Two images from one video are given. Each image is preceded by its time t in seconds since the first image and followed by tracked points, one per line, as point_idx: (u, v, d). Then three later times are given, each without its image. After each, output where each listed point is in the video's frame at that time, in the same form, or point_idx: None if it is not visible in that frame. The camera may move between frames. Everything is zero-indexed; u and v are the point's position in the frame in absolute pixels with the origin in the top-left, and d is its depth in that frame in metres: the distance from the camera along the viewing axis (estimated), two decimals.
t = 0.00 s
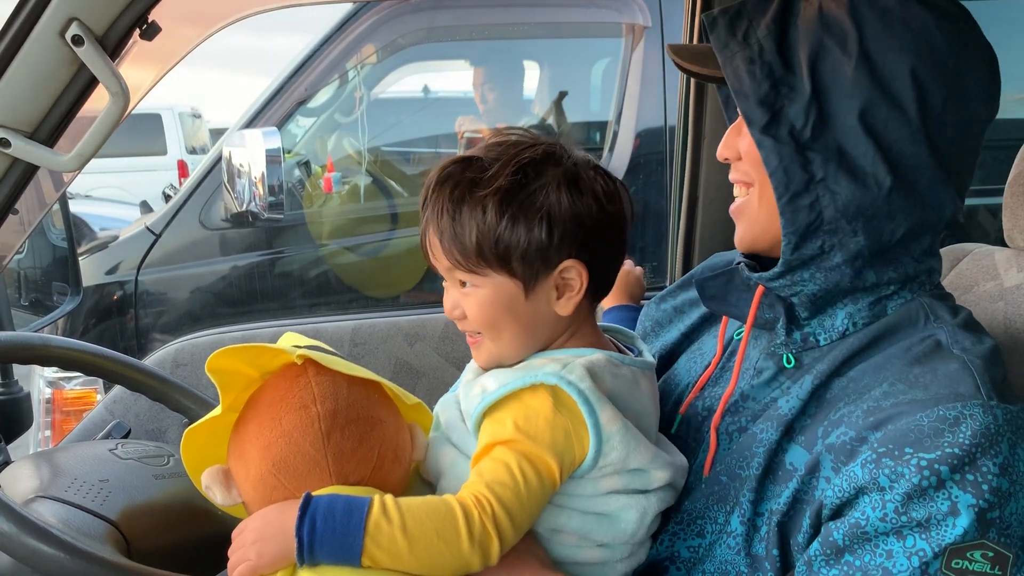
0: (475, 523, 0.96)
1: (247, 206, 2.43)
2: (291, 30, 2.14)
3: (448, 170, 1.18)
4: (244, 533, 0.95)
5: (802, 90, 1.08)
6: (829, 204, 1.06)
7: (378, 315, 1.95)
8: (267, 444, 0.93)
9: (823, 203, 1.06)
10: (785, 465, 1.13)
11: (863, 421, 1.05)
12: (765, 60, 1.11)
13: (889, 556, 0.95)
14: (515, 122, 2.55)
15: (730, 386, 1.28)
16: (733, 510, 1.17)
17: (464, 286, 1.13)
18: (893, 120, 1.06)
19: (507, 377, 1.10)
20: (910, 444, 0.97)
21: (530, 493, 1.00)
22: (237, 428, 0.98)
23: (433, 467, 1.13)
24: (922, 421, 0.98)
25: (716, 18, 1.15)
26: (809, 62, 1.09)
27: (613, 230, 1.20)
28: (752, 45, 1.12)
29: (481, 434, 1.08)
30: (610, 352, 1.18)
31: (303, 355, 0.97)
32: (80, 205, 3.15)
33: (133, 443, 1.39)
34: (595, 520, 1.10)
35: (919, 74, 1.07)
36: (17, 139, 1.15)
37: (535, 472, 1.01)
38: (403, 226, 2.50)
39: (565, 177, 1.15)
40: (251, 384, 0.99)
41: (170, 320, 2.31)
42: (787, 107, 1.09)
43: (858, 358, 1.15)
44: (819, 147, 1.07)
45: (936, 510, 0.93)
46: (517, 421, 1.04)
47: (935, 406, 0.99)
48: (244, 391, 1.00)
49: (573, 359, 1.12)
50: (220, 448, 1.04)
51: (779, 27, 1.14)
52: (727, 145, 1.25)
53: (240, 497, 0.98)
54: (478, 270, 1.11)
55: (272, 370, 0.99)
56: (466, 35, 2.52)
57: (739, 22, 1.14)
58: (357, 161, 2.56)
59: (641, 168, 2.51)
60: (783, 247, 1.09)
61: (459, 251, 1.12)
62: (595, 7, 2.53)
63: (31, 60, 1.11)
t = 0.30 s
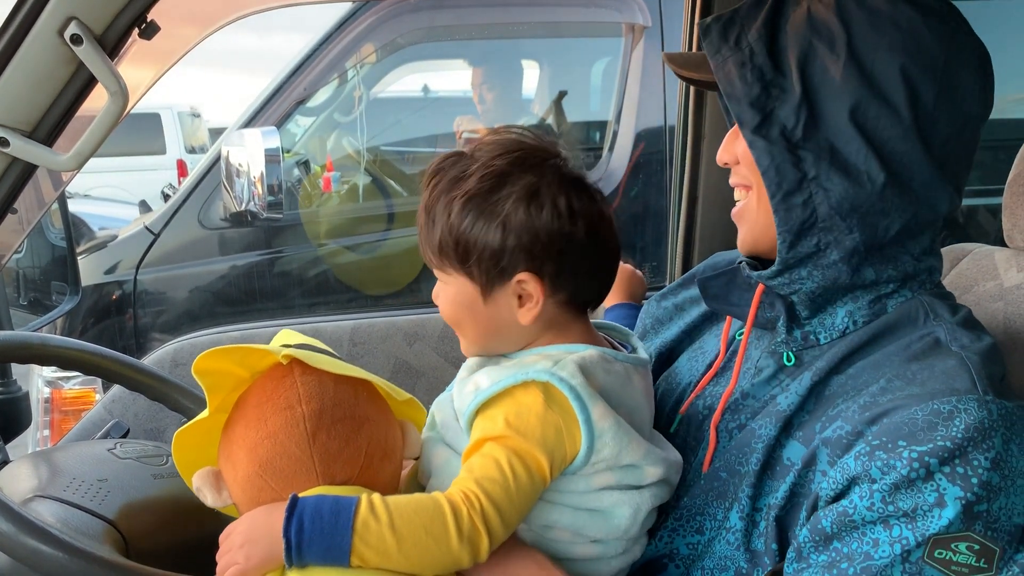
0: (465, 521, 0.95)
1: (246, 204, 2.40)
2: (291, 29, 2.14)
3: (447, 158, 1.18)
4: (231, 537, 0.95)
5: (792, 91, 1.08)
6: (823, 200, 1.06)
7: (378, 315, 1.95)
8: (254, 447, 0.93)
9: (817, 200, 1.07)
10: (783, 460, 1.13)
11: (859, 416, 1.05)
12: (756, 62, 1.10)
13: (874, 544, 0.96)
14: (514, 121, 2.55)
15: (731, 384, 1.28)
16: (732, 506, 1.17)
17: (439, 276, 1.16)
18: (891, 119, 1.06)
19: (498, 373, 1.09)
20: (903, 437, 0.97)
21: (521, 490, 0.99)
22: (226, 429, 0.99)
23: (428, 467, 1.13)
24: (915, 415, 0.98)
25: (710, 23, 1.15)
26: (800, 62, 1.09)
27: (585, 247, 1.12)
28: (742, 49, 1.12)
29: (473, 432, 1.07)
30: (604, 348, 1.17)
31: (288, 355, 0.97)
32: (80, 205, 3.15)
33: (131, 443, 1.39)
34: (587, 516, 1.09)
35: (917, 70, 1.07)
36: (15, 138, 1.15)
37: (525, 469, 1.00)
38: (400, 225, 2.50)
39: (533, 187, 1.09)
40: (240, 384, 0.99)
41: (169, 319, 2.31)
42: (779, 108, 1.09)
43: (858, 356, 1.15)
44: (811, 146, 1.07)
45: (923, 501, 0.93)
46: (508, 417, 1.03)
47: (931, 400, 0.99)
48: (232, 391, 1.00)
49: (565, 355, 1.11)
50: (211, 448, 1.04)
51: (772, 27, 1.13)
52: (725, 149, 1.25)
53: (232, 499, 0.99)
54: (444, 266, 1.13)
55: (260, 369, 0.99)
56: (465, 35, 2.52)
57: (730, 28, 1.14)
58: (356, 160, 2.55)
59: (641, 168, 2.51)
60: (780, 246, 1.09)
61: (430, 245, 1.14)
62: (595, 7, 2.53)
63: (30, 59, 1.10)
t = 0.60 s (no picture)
0: (454, 547, 0.94)
1: (244, 205, 2.36)
2: (288, 29, 2.14)
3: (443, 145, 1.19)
4: (220, 541, 0.95)
5: (786, 93, 1.08)
6: (820, 201, 1.07)
7: (376, 314, 1.95)
8: (246, 449, 0.94)
9: (814, 201, 1.07)
10: (780, 459, 1.13)
11: (857, 415, 1.05)
12: (752, 65, 1.10)
13: (874, 545, 0.96)
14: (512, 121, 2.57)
15: (729, 384, 1.28)
16: (730, 504, 1.17)
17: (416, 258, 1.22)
18: (888, 119, 1.06)
19: (481, 387, 1.06)
20: (902, 437, 0.97)
21: (510, 511, 0.98)
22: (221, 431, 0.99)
23: (417, 477, 1.13)
24: (914, 415, 0.98)
25: (706, 25, 1.15)
26: (797, 63, 1.09)
27: (517, 267, 1.07)
28: (738, 51, 1.12)
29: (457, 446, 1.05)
30: (589, 351, 1.14)
31: (282, 357, 0.97)
32: (78, 205, 3.15)
33: (129, 443, 1.39)
34: (579, 528, 1.09)
35: (914, 71, 1.07)
36: (12, 138, 1.15)
37: (513, 490, 0.99)
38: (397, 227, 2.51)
39: (468, 196, 1.07)
40: (237, 383, 0.98)
41: (167, 319, 2.31)
42: (775, 110, 1.09)
43: (856, 355, 1.15)
44: (808, 147, 1.07)
45: (922, 501, 0.93)
46: (494, 435, 1.01)
47: (930, 399, 0.99)
48: (227, 392, 0.99)
49: (550, 365, 1.08)
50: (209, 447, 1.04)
51: (769, 28, 1.13)
52: (723, 150, 1.26)
53: (225, 500, 0.99)
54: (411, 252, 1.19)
55: (257, 369, 0.98)
56: (463, 34, 2.53)
57: (726, 30, 1.15)
58: (355, 159, 2.55)
59: (639, 168, 2.51)
60: (777, 246, 1.09)
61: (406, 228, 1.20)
62: (593, 6, 2.53)
63: (27, 59, 1.10)
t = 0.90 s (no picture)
0: (448, 552, 0.94)
1: (242, 205, 2.34)
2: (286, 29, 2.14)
3: (431, 148, 1.19)
4: (213, 542, 0.96)
5: (784, 93, 1.09)
6: (816, 201, 1.07)
7: (373, 315, 1.95)
8: (235, 452, 0.93)
9: (811, 201, 1.07)
10: (776, 458, 1.14)
11: (854, 415, 1.05)
12: (749, 64, 1.11)
13: (864, 538, 0.97)
14: (510, 121, 2.57)
15: (726, 384, 1.28)
16: (727, 504, 1.17)
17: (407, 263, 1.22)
18: (885, 119, 1.06)
19: (475, 393, 1.05)
20: (897, 434, 0.97)
21: (507, 516, 0.98)
22: (207, 431, 0.98)
23: (411, 479, 1.14)
24: (910, 413, 0.98)
25: (704, 24, 1.16)
26: (795, 63, 1.09)
27: (509, 278, 1.08)
28: (736, 52, 1.12)
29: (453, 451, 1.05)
30: (584, 353, 1.14)
31: (267, 357, 0.95)
32: (76, 205, 3.15)
33: (125, 443, 1.39)
34: (576, 532, 1.09)
35: (911, 71, 1.07)
36: (10, 138, 1.15)
37: (511, 495, 0.99)
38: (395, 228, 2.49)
39: (457, 206, 1.07)
40: (221, 383, 0.97)
41: (165, 319, 2.30)
42: (772, 109, 1.09)
43: (852, 355, 1.15)
44: (805, 147, 1.07)
45: (914, 498, 0.94)
46: (490, 441, 1.01)
47: (925, 397, 0.99)
48: (213, 392, 0.97)
49: (545, 370, 1.08)
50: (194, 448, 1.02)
51: (767, 27, 1.13)
52: (720, 150, 1.26)
53: (214, 501, 0.99)
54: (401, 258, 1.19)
55: (240, 368, 0.97)
56: (461, 35, 2.53)
57: (723, 31, 1.15)
58: (353, 159, 2.54)
59: (636, 168, 2.49)
60: (774, 246, 1.09)
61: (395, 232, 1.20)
62: (591, 7, 2.53)
63: (24, 59, 1.10)
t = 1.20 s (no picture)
0: (444, 546, 0.94)
1: (239, 205, 2.37)
2: (284, 30, 2.14)
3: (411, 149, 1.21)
4: (210, 544, 0.95)
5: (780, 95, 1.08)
6: (815, 202, 1.07)
7: (372, 315, 1.94)
8: (232, 453, 0.93)
9: (809, 202, 1.07)
10: (774, 456, 1.14)
11: (848, 414, 1.05)
12: (744, 69, 1.11)
13: (859, 542, 0.96)
14: (509, 122, 2.57)
15: (721, 382, 1.28)
16: (724, 502, 1.17)
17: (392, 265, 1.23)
18: (881, 119, 1.06)
19: (460, 389, 1.06)
20: (891, 434, 0.97)
21: (499, 508, 0.98)
22: (200, 428, 0.97)
23: (406, 481, 1.15)
24: (903, 413, 0.98)
25: (698, 30, 1.16)
26: (790, 65, 1.09)
27: (483, 262, 1.07)
28: (732, 54, 1.12)
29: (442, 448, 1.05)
30: (569, 347, 1.14)
31: (268, 358, 0.96)
32: (74, 205, 3.15)
33: (123, 444, 1.39)
34: (569, 524, 1.10)
35: (907, 71, 1.07)
36: (6, 138, 1.15)
37: (500, 488, 0.99)
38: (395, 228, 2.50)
39: (431, 193, 1.08)
40: (215, 379, 0.97)
41: (162, 320, 2.30)
42: (768, 112, 1.09)
43: (847, 353, 1.15)
44: (802, 148, 1.07)
45: (908, 499, 0.94)
46: (477, 435, 1.01)
47: (919, 397, 0.99)
48: (208, 387, 0.98)
49: (529, 364, 1.08)
50: (180, 445, 1.02)
51: (761, 31, 1.13)
52: (716, 154, 1.25)
53: (205, 501, 0.99)
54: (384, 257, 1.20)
55: (235, 366, 0.98)
56: (460, 35, 2.53)
57: (720, 32, 1.15)
58: (352, 159, 2.56)
59: (634, 168, 2.49)
60: (772, 247, 1.10)
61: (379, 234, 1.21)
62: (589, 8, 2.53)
63: (22, 59, 1.09)
